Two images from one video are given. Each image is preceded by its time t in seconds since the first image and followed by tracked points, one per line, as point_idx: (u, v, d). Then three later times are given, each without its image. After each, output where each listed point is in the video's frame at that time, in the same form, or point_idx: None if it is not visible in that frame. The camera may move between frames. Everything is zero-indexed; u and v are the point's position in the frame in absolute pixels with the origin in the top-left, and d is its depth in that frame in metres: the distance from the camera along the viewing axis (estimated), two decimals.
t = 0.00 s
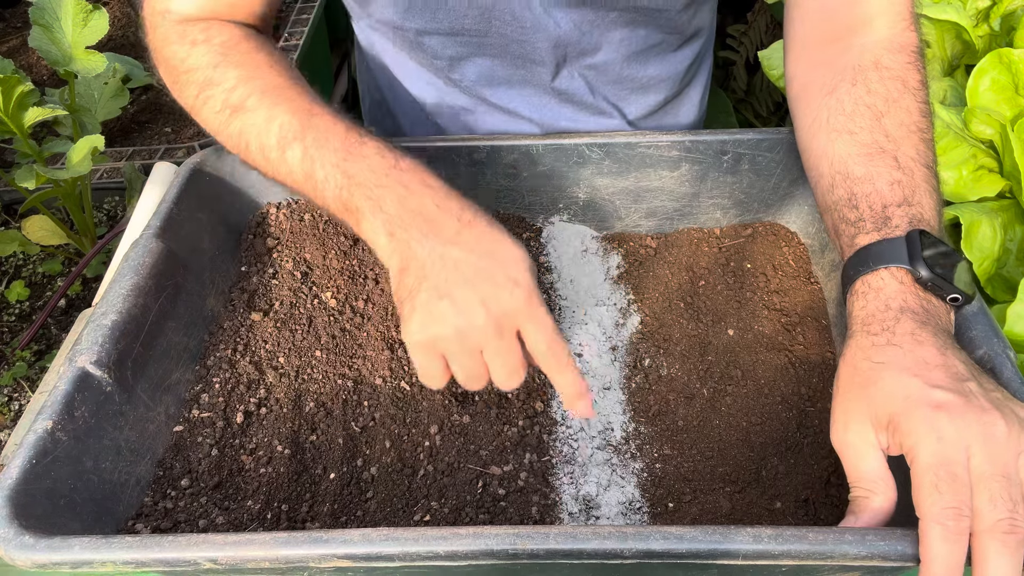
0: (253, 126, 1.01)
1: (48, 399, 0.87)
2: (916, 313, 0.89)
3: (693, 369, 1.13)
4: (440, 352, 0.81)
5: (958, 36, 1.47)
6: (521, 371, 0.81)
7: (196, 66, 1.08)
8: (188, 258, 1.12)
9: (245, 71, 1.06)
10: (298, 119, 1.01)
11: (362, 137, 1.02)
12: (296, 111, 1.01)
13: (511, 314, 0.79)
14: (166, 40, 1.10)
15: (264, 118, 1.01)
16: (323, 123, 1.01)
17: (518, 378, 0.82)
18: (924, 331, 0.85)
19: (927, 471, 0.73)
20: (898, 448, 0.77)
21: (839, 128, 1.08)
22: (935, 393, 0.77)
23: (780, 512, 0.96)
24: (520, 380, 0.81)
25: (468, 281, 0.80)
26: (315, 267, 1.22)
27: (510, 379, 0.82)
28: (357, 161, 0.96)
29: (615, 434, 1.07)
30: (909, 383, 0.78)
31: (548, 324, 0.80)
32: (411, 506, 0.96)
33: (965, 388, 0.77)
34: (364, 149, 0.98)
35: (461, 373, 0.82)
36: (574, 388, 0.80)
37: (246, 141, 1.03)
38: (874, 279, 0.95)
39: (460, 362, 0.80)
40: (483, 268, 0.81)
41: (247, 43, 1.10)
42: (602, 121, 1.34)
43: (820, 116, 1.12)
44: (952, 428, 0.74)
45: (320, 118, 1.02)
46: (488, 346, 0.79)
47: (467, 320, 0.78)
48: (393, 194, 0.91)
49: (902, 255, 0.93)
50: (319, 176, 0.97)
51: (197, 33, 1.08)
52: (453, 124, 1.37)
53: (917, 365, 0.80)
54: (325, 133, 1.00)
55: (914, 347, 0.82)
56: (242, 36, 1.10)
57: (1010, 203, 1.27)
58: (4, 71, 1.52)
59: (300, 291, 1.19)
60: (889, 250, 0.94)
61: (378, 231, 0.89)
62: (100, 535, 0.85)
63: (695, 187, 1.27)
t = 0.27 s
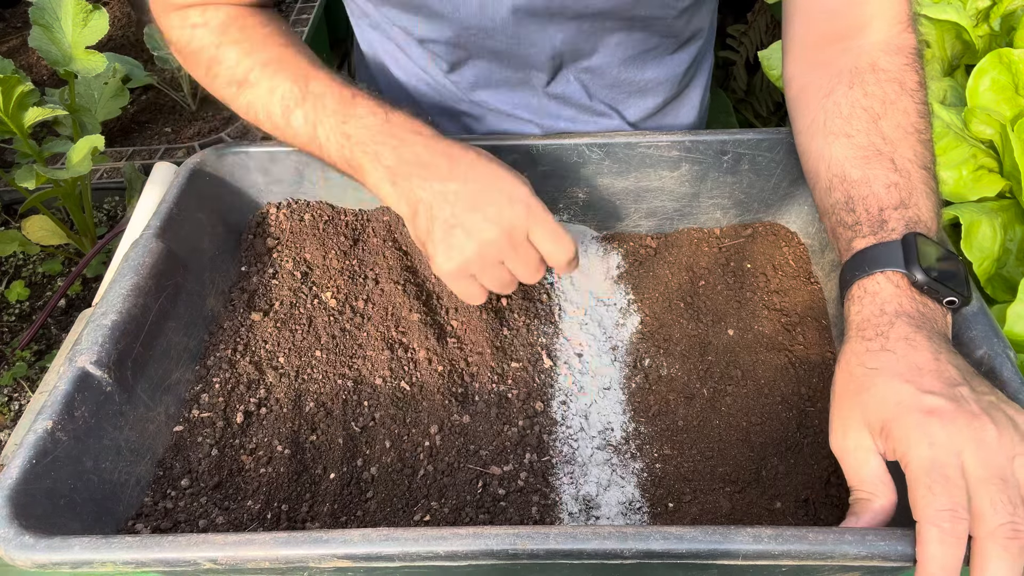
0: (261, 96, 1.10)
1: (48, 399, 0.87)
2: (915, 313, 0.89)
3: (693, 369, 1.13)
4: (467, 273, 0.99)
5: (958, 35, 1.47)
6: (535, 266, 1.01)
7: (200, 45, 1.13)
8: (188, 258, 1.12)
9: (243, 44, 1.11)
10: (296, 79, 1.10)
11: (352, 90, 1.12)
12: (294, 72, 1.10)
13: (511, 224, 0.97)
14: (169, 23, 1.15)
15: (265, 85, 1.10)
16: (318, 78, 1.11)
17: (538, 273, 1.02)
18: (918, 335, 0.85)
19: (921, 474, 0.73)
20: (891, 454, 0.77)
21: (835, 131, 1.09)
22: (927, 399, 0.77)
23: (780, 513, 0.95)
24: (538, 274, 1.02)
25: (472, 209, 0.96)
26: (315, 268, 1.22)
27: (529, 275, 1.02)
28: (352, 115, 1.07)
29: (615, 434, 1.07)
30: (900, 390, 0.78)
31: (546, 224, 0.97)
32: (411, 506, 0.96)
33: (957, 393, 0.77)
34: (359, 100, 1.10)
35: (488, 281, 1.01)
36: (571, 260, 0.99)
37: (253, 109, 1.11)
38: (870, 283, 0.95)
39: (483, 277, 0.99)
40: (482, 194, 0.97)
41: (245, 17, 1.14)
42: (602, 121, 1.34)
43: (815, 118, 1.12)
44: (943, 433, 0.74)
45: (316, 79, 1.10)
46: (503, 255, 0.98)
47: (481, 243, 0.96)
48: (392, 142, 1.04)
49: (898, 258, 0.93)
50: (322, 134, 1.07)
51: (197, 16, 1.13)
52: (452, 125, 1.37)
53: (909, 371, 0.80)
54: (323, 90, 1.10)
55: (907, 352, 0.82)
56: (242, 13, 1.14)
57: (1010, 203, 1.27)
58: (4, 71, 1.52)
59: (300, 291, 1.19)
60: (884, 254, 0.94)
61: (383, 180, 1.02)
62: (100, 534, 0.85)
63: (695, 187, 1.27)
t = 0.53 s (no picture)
0: (263, 108, 1.16)
1: (49, 397, 0.87)
2: (914, 313, 0.89)
3: (693, 369, 1.13)
4: (462, 270, 1.01)
5: (959, 36, 1.47)
6: (531, 255, 1.00)
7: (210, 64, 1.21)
8: (188, 258, 1.12)
9: (249, 61, 1.19)
10: (295, 92, 1.16)
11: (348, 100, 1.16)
12: (294, 86, 1.17)
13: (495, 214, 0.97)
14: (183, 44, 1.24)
15: (268, 99, 1.17)
16: (315, 90, 1.17)
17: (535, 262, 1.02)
18: (915, 336, 0.85)
19: (918, 473, 0.73)
20: (889, 455, 0.77)
21: (830, 134, 1.09)
22: (923, 399, 0.77)
23: (780, 512, 0.95)
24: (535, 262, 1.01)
25: (455, 204, 0.99)
26: (316, 267, 1.22)
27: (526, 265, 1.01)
28: (343, 123, 1.11)
29: (615, 434, 1.07)
30: (896, 391, 0.79)
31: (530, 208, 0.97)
32: (411, 505, 0.96)
33: (953, 394, 0.77)
34: (352, 109, 1.14)
35: (487, 275, 1.02)
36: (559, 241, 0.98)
37: (257, 123, 1.17)
38: (866, 285, 0.95)
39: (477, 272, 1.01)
40: (466, 188, 0.99)
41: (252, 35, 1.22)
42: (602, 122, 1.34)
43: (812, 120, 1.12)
44: (940, 434, 0.74)
45: (314, 92, 1.16)
46: (493, 246, 0.99)
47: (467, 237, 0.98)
48: (381, 147, 1.07)
49: (895, 259, 0.93)
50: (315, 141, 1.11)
51: (208, 38, 1.22)
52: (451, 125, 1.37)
53: (906, 372, 0.80)
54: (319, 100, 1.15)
55: (903, 353, 0.82)
56: (251, 32, 1.22)
57: (1010, 203, 1.27)
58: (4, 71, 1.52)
59: (300, 291, 1.19)
60: (882, 255, 0.94)
61: (372, 185, 1.06)
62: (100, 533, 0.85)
63: (695, 187, 1.27)
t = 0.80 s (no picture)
0: (255, 109, 1.18)
1: (49, 397, 0.87)
2: (914, 314, 0.89)
3: (693, 369, 1.13)
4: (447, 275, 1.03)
5: (959, 36, 1.47)
6: (517, 262, 1.03)
7: (202, 64, 1.22)
8: (188, 258, 1.12)
9: (241, 61, 1.20)
10: (286, 93, 1.17)
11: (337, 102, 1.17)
12: (284, 87, 1.18)
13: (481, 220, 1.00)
14: (177, 44, 1.25)
15: (259, 100, 1.18)
16: (304, 90, 1.17)
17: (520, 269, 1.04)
18: (914, 337, 0.84)
19: (917, 474, 0.73)
20: (889, 456, 0.77)
21: (829, 136, 1.09)
22: (922, 400, 0.77)
23: (780, 512, 0.95)
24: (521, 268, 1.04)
25: (441, 209, 1.01)
26: (315, 267, 1.22)
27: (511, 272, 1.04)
28: (331, 125, 1.12)
29: (615, 434, 1.07)
30: (895, 391, 0.79)
31: (517, 215, 1.00)
32: (411, 505, 0.96)
33: (952, 395, 0.77)
34: (340, 110, 1.15)
35: (473, 280, 1.04)
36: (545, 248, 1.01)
37: (248, 124, 1.19)
38: (865, 287, 0.95)
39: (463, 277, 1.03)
40: (453, 193, 1.01)
41: (244, 35, 1.23)
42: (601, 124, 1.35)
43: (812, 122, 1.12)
44: (939, 434, 0.74)
45: (304, 93, 1.17)
46: (479, 251, 1.01)
47: (453, 242, 1.00)
48: (368, 150, 1.08)
49: (894, 260, 0.93)
50: (303, 143, 1.12)
51: (201, 37, 1.22)
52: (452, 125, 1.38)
53: (905, 373, 0.80)
54: (309, 102, 1.16)
55: (902, 355, 0.82)
56: (243, 32, 1.23)
57: (1010, 203, 1.27)
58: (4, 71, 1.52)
59: (300, 291, 1.19)
60: (881, 256, 0.94)
61: (360, 188, 1.07)
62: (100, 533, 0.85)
63: (695, 187, 1.27)
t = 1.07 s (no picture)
0: (255, 111, 1.18)
1: (48, 397, 0.87)
2: (914, 314, 0.89)
3: (693, 369, 1.13)
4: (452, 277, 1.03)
5: (958, 36, 1.47)
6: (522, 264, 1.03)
7: (201, 64, 1.22)
8: (188, 258, 1.12)
9: (241, 62, 1.20)
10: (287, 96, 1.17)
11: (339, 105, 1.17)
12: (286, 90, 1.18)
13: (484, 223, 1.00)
14: (174, 44, 1.25)
15: (261, 101, 1.18)
16: (306, 93, 1.17)
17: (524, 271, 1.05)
18: (913, 338, 0.84)
19: (916, 474, 0.73)
20: (890, 456, 0.77)
21: (830, 137, 1.09)
22: (921, 400, 0.77)
23: (780, 512, 0.95)
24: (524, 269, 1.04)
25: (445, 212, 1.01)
26: (316, 267, 1.22)
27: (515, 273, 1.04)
28: (334, 128, 1.12)
29: (615, 434, 1.07)
30: (895, 392, 0.79)
31: (521, 219, 1.00)
32: (411, 505, 0.96)
33: (951, 395, 0.77)
34: (342, 113, 1.14)
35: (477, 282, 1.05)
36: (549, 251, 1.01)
37: (249, 126, 1.19)
38: (865, 288, 0.95)
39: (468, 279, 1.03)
40: (456, 197, 1.01)
41: (243, 36, 1.23)
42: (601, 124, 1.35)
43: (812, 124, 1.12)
44: (938, 434, 0.74)
45: (304, 94, 1.17)
46: (482, 254, 1.01)
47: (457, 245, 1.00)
48: (371, 154, 1.09)
49: (893, 261, 0.93)
50: (305, 146, 1.12)
51: (199, 36, 1.23)
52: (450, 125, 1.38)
53: (905, 373, 0.80)
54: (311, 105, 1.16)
55: (902, 355, 0.82)
56: (241, 31, 1.23)
57: (1010, 203, 1.27)
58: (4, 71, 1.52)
59: (300, 291, 1.19)
60: (880, 257, 0.94)
61: (364, 192, 1.08)
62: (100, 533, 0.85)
63: (695, 187, 1.27)
